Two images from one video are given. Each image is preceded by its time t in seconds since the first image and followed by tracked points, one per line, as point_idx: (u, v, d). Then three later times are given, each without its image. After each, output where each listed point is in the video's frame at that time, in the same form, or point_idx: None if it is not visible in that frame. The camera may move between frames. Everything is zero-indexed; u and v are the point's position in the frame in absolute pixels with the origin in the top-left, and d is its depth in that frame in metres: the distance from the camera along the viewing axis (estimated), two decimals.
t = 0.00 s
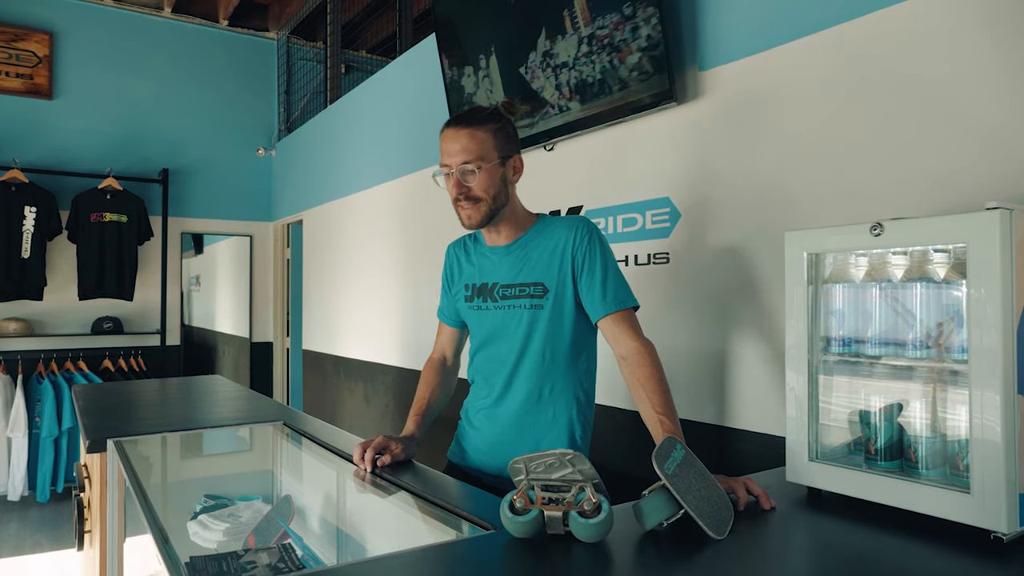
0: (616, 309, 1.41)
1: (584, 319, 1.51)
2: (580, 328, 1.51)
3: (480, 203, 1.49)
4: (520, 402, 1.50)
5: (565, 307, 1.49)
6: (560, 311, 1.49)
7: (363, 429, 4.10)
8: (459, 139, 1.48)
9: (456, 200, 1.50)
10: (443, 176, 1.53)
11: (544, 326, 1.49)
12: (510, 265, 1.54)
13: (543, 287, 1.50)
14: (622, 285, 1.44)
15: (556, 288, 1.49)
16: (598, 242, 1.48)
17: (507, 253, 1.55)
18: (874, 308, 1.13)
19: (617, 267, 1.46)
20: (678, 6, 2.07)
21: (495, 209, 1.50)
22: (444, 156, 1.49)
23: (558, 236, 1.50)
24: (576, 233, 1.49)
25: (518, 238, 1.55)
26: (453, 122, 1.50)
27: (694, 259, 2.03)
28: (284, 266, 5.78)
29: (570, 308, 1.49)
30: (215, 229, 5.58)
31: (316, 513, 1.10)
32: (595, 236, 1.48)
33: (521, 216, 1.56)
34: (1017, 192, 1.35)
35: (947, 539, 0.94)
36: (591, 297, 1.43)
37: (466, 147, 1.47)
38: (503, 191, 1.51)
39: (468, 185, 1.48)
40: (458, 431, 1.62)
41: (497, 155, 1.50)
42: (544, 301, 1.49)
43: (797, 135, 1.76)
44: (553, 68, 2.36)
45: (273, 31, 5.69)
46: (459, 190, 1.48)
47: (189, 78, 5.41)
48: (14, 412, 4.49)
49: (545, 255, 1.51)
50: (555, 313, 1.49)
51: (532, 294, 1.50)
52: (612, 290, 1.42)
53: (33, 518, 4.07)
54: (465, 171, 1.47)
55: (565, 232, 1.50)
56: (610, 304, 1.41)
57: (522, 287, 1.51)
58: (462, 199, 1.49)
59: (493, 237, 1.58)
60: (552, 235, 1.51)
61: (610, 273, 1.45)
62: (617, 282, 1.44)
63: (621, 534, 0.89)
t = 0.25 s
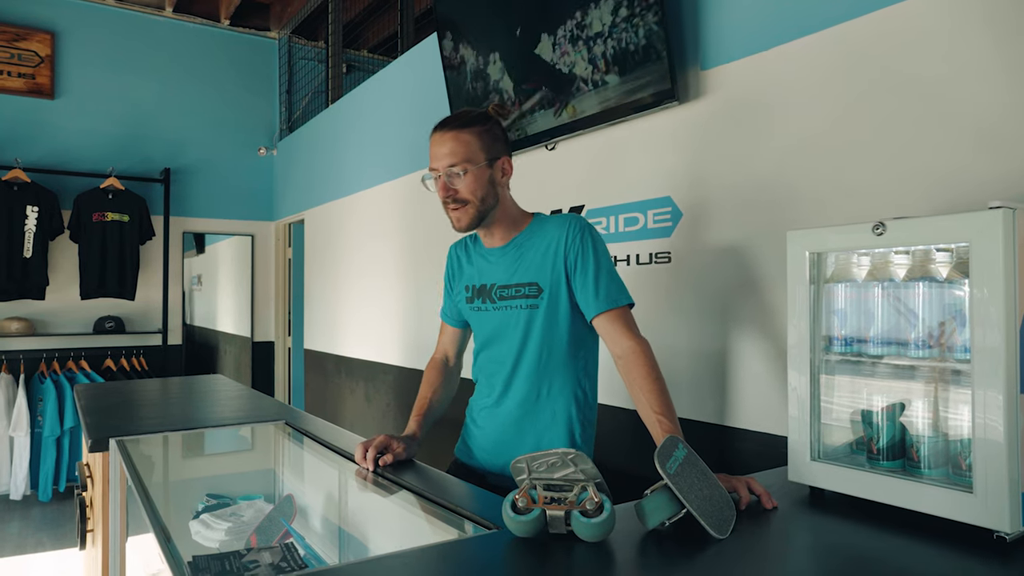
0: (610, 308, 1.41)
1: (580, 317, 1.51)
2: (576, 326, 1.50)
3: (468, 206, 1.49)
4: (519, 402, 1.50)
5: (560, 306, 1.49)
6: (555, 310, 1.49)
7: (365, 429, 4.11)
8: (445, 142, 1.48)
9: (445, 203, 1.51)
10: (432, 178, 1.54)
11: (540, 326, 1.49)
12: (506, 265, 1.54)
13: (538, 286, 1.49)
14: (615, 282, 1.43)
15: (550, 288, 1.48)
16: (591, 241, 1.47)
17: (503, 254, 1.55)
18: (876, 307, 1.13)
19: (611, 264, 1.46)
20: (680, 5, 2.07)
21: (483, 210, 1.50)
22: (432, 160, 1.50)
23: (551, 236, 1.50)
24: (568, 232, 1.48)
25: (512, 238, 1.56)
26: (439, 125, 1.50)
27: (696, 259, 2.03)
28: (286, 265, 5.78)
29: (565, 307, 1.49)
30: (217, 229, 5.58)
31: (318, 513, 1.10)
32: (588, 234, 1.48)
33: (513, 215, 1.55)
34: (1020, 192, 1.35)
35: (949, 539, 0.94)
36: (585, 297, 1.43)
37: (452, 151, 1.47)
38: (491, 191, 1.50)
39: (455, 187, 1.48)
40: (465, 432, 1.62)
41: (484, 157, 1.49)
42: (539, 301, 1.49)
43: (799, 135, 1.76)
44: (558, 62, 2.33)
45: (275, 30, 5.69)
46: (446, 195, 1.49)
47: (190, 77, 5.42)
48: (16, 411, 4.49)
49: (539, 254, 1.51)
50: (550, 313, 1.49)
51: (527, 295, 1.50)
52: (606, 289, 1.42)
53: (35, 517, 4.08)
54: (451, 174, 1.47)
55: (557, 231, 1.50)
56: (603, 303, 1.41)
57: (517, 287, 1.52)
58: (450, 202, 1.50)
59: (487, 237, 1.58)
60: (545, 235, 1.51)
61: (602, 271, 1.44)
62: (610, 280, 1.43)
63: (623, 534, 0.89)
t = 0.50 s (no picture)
0: (619, 301, 1.41)
1: (588, 311, 1.51)
2: (584, 321, 1.50)
3: (494, 178, 1.48)
4: (525, 398, 1.50)
5: (569, 300, 1.49)
6: (564, 305, 1.49)
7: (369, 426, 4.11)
8: (479, 116, 1.50)
9: (470, 175, 1.49)
10: (454, 154, 1.53)
11: (548, 320, 1.49)
12: (513, 261, 1.54)
13: (547, 281, 1.49)
14: (624, 276, 1.44)
15: (559, 282, 1.49)
16: (599, 235, 1.47)
17: (510, 249, 1.55)
18: (882, 302, 1.13)
19: (619, 259, 1.46)
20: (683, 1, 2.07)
21: (507, 188, 1.50)
22: (464, 131, 1.50)
23: (559, 231, 1.50)
24: (577, 227, 1.48)
25: (523, 231, 1.56)
26: (471, 104, 1.53)
27: (700, 255, 2.02)
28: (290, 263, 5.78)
29: (572, 301, 1.49)
30: (220, 227, 5.59)
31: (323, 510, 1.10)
32: (595, 229, 1.48)
33: (525, 210, 1.57)
34: None
35: (956, 534, 0.93)
36: (595, 290, 1.43)
37: (490, 124, 1.49)
38: (515, 175, 1.53)
39: (486, 158, 1.48)
40: (458, 433, 1.62)
41: (515, 139, 1.53)
42: (549, 296, 1.49)
43: (803, 130, 1.75)
44: (570, 51, 2.28)
45: (277, 28, 5.69)
46: (476, 162, 1.48)
47: (193, 75, 5.42)
48: (22, 409, 4.51)
49: (547, 250, 1.51)
50: (559, 307, 1.49)
51: (535, 289, 1.50)
52: (614, 282, 1.42)
53: (41, 515, 4.10)
54: (484, 144, 1.48)
55: (565, 225, 1.50)
56: (611, 295, 1.41)
57: (526, 282, 1.51)
58: (477, 172, 1.48)
59: (497, 227, 1.57)
60: (553, 230, 1.51)
61: (612, 266, 1.45)
62: (619, 274, 1.44)
63: (629, 530, 0.89)
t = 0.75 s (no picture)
0: (629, 305, 1.42)
1: (594, 314, 1.52)
2: (590, 323, 1.51)
3: (505, 181, 1.49)
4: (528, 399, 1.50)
5: (577, 302, 1.49)
6: (571, 307, 1.49)
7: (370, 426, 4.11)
8: (488, 118, 1.49)
9: (479, 177, 1.49)
10: (461, 157, 1.52)
11: (555, 321, 1.49)
12: (519, 261, 1.54)
13: (555, 282, 1.50)
14: (633, 281, 1.45)
15: (568, 284, 1.49)
16: (610, 240, 1.49)
17: (517, 249, 1.55)
18: (881, 302, 1.13)
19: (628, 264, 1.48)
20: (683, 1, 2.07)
21: (516, 190, 1.51)
22: (473, 133, 1.49)
23: (569, 234, 1.51)
24: (587, 230, 1.49)
25: (529, 231, 1.57)
26: (478, 106, 1.52)
27: (700, 255, 2.02)
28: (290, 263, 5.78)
29: (579, 304, 1.50)
30: (221, 227, 5.60)
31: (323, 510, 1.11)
32: (605, 233, 1.50)
33: (531, 212, 1.57)
34: None
35: (955, 534, 0.93)
36: (605, 294, 1.44)
37: (499, 125, 1.48)
38: (522, 177, 1.54)
39: (495, 161, 1.48)
40: (455, 433, 1.61)
41: (523, 141, 1.53)
42: (557, 297, 1.49)
43: (803, 130, 1.75)
44: (582, 40, 2.23)
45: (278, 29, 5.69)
46: (487, 165, 1.48)
47: (193, 76, 5.42)
48: (22, 410, 4.51)
49: (556, 251, 1.51)
50: (566, 309, 1.49)
51: (543, 289, 1.50)
52: (624, 286, 1.43)
53: (42, 515, 4.10)
54: (494, 147, 1.47)
55: (576, 228, 1.51)
56: (621, 299, 1.42)
57: (532, 283, 1.51)
58: (488, 174, 1.48)
59: (503, 228, 1.57)
60: (563, 233, 1.52)
61: (622, 270, 1.46)
62: (629, 278, 1.45)
63: (629, 530, 0.89)
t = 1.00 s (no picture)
0: (627, 312, 1.42)
1: (591, 318, 1.52)
2: (587, 327, 1.51)
3: (508, 183, 1.48)
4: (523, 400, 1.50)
5: (574, 306, 1.50)
6: (568, 311, 1.49)
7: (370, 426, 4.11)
8: (493, 119, 1.48)
9: (483, 179, 1.48)
10: (464, 157, 1.50)
11: (552, 324, 1.49)
12: (517, 261, 1.54)
13: (553, 285, 1.50)
14: (631, 287, 1.45)
15: (566, 287, 1.49)
16: (610, 245, 1.49)
17: (516, 250, 1.55)
18: (881, 302, 1.13)
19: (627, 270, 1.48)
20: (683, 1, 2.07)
21: (518, 193, 1.50)
22: (478, 134, 1.47)
23: (569, 238, 1.51)
24: (587, 234, 1.49)
25: (529, 232, 1.56)
26: (482, 106, 1.50)
27: (700, 255, 2.02)
28: (289, 263, 5.78)
29: (577, 308, 1.50)
30: (220, 227, 5.60)
31: (323, 510, 1.11)
32: (606, 238, 1.49)
33: (532, 213, 1.57)
34: None
35: (954, 533, 0.93)
36: (603, 299, 1.44)
37: (503, 128, 1.47)
38: (525, 179, 1.53)
39: (499, 163, 1.47)
40: (453, 432, 1.61)
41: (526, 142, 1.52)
42: (554, 299, 1.49)
43: (802, 131, 1.75)
44: (595, 32, 2.17)
45: (277, 28, 5.69)
46: (491, 167, 1.47)
47: (193, 76, 5.42)
48: (22, 410, 4.51)
49: (555, 254, 1.51)
50: (563, 312, 1.49)
51: (541, 292, 1.50)
52: (623, 292, 1.43)
53: (41, 515, 4.09)
54: (498, 149, 1.46)
55: (577, 232, 1.51)
56: (619, 305, 1.42)
57: (530, 284, 1.51)
58: (492, 176, 1.47)
59: (503, 228, 1.57)
60: (562, 236, 1.52)
61: (621, 275, 1.46)
62: (628, 284, 1.45)
63: (628, 530, 0.89)
